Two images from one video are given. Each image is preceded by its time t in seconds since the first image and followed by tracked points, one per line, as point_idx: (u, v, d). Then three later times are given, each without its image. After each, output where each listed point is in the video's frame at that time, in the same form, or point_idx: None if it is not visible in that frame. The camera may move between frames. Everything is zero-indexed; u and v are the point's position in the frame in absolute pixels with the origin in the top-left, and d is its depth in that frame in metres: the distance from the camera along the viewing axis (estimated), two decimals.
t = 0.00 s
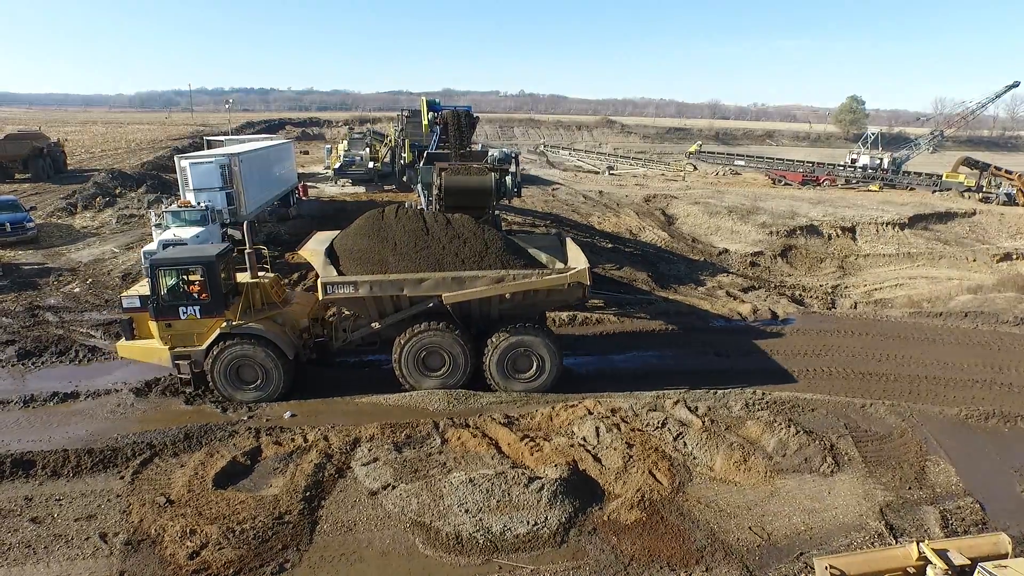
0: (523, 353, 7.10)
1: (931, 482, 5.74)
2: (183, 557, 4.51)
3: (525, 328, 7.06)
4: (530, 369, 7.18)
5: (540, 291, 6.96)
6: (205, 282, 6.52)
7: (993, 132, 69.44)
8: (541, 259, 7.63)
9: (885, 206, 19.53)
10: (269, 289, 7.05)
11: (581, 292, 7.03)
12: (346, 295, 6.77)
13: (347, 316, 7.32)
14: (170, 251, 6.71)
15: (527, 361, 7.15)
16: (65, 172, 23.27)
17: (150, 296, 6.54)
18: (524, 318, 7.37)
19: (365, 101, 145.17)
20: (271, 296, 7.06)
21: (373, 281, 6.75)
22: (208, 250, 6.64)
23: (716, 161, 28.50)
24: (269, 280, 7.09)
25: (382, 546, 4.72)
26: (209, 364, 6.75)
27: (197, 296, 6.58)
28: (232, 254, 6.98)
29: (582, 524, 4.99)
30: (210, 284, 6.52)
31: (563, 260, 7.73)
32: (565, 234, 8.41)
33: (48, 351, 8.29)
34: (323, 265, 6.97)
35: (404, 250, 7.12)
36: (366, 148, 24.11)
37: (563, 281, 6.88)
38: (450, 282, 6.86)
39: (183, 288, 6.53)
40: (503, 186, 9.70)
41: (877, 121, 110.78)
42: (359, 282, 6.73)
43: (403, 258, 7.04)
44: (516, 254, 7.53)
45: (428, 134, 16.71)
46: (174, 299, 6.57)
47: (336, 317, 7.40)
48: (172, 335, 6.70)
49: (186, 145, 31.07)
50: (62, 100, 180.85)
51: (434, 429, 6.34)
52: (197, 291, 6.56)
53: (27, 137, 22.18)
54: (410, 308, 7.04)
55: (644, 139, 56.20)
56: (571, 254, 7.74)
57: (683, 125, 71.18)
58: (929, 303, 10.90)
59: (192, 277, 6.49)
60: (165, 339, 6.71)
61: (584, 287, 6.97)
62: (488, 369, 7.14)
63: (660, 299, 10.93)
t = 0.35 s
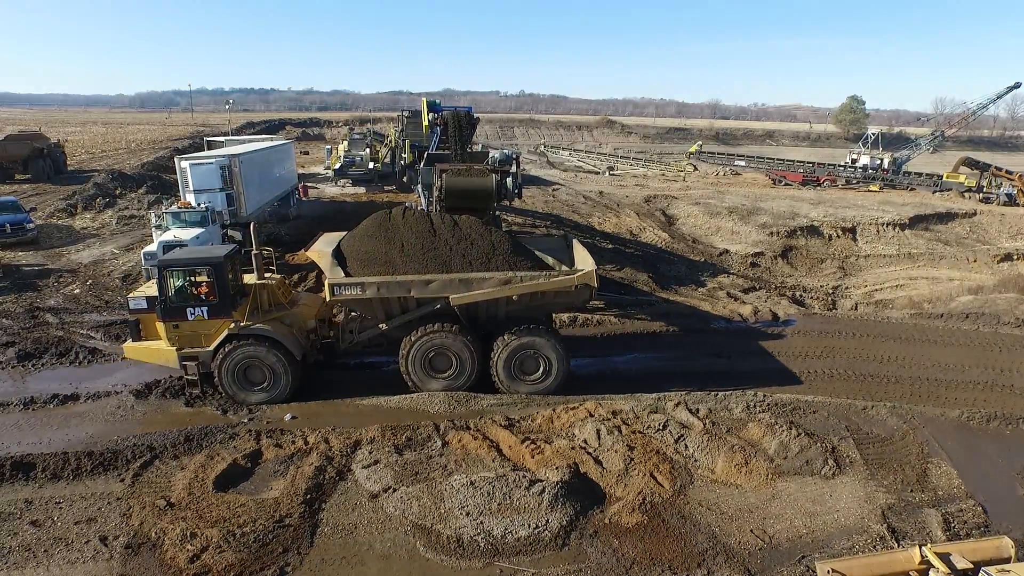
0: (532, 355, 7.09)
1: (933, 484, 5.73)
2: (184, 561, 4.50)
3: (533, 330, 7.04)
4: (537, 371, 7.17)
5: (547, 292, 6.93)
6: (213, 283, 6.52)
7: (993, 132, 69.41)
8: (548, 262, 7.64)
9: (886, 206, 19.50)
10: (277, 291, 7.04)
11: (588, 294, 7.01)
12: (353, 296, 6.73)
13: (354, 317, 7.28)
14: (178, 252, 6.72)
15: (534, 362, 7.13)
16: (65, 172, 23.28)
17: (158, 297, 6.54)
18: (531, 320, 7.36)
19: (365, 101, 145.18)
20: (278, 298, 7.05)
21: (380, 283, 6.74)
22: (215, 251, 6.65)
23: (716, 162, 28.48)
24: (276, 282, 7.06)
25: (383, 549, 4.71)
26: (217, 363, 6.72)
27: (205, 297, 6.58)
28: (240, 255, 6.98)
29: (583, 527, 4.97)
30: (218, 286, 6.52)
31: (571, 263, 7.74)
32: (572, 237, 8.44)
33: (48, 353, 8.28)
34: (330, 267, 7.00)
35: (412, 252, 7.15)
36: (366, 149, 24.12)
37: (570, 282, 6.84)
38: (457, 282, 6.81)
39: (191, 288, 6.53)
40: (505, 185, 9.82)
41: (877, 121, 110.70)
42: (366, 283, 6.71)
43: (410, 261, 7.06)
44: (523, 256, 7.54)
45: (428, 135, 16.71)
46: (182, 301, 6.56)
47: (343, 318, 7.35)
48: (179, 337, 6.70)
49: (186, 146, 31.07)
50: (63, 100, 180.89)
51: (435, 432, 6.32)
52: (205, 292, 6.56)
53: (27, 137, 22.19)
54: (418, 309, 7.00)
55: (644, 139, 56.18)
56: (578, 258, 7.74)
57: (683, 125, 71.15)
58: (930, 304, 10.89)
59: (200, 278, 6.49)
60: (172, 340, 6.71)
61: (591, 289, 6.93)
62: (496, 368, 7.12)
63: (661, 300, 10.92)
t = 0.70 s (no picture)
0: (540, 358, 7.09)
1: (933, 486, 5.72)
2: (182, 563, 4.49)
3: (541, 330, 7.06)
4: (544, 373, 7.16)
5: (556, 294, 6.92)
6: (221, 283, 6.53)
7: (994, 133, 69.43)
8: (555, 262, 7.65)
9: (886, 207, 19.49)
10: (284, 291, 7.09)
11: (596, 297, 7.01)
12: (361, 297, 6.71)
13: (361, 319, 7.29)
14: (186, 252, 6.73)
15: (541, 364, 7.13)
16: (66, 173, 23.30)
17: (166, 297, 6.55)
18: (539, 321, 7.35)
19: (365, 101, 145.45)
20: (285, 299, 7.08)
21: (388, 283, 6.71)
22: (223, 251, 6.66)
23: (716, 162, 28.49)
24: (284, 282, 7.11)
25: (381, 551, 4.70)
26: (226, 363, 6.71)
27: (213, 297, 6.58)
28: (247, 255, 6.99)
29: (582, 529, 4.96)
30: (226, 286, 6.53)
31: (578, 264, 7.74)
32: (578, 237, 8.43)
33: (47, 354, 8.27)
34: (338, 267, 6.95)
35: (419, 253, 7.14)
36: (366, 149, 24.12)
37: (578, 284, 6.82)
38: (465, 283, 6.80)
39: (199, 289, 6.54)
40: (505, 187, 9.66)
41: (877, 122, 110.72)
42: (374, 284, 6.69)
43: (418, 261, 7.05)
44: (530, 257, 7.53)
45: (429, 136, 16.72)
46: (189, 301, 6.57)
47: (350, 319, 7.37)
48: (187, 337, 6.70)
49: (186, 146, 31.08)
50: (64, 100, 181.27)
51: (434, 433, 6.31)
52: (213, 292, 6.57)
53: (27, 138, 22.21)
54: (425, 311, 7.00)
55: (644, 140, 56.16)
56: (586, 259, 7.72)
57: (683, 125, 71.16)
58: (930, 305, 10.88)
59: (208, 278, 6.50)
60: (179, 340, 6.71)
61: (599, 291, 6.92)
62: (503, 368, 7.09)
63: (661, 301, 10.92)
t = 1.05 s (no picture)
0: (551, 359, 7.08)
1: (934, 488, 5.72)
2: (182, 564, 4.48)
3: (551, 331, 7.09)
4: (554, 374, 7.14)
5: (566, 295, 6.94)
6: (232, 282, 6.56)
7: (994, 133, 69.42)
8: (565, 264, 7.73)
9: (886, 207, 19.49)
10: (294, 290, 7.02)
11: (606, 298, 7.01)
12: (371, 297, 6.72)
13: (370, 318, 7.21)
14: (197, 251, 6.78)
15: (551, 366, 7.12)
16: (66, 173, 23.32)
17: (178, 295, 6.61)
18: (549, 321, 7.31)
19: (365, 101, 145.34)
20: (296, 298, 7.03)
21: (399, 284, 6.72)
22: (234, 250, 6.70)
23: (717, 163, 28.47)
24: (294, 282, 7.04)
25: (382, 552, 4.70)
26: (236, 362, 6.74)
27: (223, 296, 6.62)
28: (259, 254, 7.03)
29: (583, 530, 4.96)
30: (237, 284, 6.56)
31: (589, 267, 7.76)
32: (588, 241, 8.47)
33: (47, 354, 8.27)
34: (349, 268, 7.04)
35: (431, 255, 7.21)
36: (366, 149, 24.13)
37: (588, 285, 6.84)
38: (476, 284, 6.82)
39: (210, 287, 6.59)
40: (505, 188, 9.83)
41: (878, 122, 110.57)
42: (385, 284, 6.70)
43: (429, 262, 7.13)
44: (541, 259, 7.56)
45: (430, 136, 16.73)
46: (200, 299, 6.61)
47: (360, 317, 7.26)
48: (197, 336, 6.75)
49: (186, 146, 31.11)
50: (64, 100, 181.20)
51: (435, 434, 6.31)
52: (224, 291, 6.61)
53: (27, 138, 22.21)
54: (435, 312, 6.99)
55: (645, 140, 56.13)
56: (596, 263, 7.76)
57: (684, 125, 71.12)
58: (930, 306, 10.88)
59: (218, 277, 6.54)
60: (189, 339, 6.77)
61: (609, 293, 6.93)
62: (514, 367, 7.08)
63: (662, 302, 10.92)
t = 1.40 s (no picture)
0: (564, 361, 7.10)
1: (937, 489, 5.73)
2: (187, 566, 4.50)
3: (565, 334, 7.10)
4: (567, 376, 7.16)
5: (581, 298, 6.94)
6: (247, 281, 6.62)
7: (994, 134, 69.42)
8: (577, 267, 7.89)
9: (887, 208, 19.49)
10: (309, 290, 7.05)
11: (621, 300, 6.95)
12: (387, 299, 6.71)
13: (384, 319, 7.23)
14: (213, 250, 6.84)
15: (564, 368, 7.14)
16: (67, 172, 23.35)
17: (194, 294, 6.67)
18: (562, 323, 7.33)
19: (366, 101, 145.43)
20: (311, 298, 7.05)
21: (416, 286, 6.73)
22: (249, 249, 6.75)
23: (717, 163, 28.47)
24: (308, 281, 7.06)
25: (386, 554, 4.71)
26: (251, 362, 6.76)
27: (239, 295, 6.68)
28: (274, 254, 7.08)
29: (586, 532, 4.97)
30: (252, 284, 6.62)
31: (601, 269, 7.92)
32: (599, 243, 8.51)
33: (50, 354, 8.28)
34: (365, 271, 7.06)
35: (447, 258, 7.31)
36: (367, 149, 24.14)
37: (604, 288, 6.84)
38: (491, 286, 6.84)
39: (225, 286, 6.65)
40: (508, 189, 9.86)
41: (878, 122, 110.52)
42: (401, 286, 6.71)
43: (445, 264, 7.23)
44: (555, 262, 7.66)
45: (431, 137, 16.74)
46: (216, 298, 6.67)
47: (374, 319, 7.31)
48: (212, 335, 6.80)
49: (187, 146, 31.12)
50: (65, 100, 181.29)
51: (438, 436, 6.32)
52: (240, 290, 6.66)
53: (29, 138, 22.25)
54: (450, 314, 7.00)
55: (645, 141, 56.11)
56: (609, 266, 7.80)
57: (684, 125, 71.10)
58: (932, 307, 10.91)
59: (234, 277, 6.60)
60: (205, 337, 6.82)
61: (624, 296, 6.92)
62: (529, 369, 7.10)
63: (664, 303, 10.94)
